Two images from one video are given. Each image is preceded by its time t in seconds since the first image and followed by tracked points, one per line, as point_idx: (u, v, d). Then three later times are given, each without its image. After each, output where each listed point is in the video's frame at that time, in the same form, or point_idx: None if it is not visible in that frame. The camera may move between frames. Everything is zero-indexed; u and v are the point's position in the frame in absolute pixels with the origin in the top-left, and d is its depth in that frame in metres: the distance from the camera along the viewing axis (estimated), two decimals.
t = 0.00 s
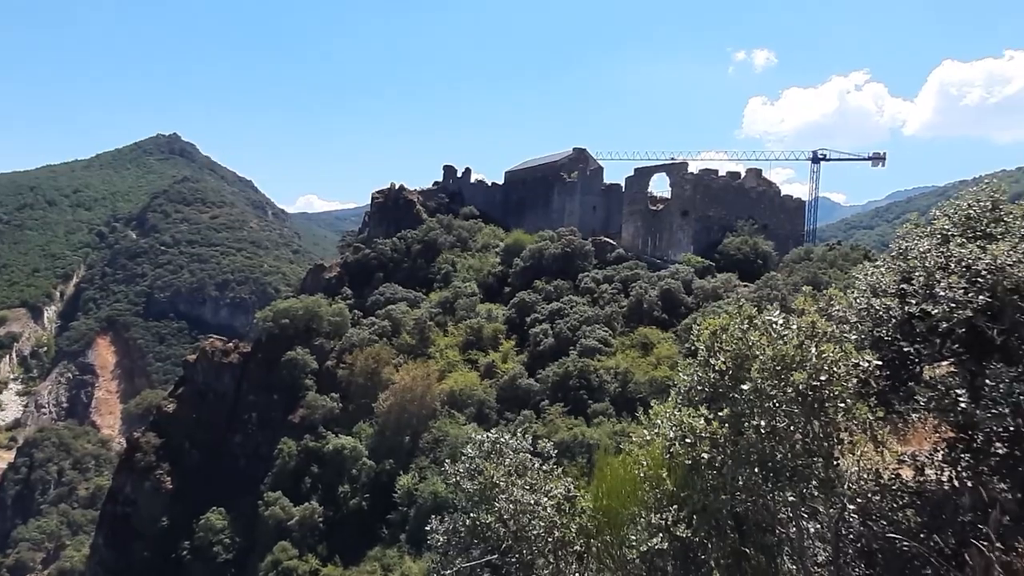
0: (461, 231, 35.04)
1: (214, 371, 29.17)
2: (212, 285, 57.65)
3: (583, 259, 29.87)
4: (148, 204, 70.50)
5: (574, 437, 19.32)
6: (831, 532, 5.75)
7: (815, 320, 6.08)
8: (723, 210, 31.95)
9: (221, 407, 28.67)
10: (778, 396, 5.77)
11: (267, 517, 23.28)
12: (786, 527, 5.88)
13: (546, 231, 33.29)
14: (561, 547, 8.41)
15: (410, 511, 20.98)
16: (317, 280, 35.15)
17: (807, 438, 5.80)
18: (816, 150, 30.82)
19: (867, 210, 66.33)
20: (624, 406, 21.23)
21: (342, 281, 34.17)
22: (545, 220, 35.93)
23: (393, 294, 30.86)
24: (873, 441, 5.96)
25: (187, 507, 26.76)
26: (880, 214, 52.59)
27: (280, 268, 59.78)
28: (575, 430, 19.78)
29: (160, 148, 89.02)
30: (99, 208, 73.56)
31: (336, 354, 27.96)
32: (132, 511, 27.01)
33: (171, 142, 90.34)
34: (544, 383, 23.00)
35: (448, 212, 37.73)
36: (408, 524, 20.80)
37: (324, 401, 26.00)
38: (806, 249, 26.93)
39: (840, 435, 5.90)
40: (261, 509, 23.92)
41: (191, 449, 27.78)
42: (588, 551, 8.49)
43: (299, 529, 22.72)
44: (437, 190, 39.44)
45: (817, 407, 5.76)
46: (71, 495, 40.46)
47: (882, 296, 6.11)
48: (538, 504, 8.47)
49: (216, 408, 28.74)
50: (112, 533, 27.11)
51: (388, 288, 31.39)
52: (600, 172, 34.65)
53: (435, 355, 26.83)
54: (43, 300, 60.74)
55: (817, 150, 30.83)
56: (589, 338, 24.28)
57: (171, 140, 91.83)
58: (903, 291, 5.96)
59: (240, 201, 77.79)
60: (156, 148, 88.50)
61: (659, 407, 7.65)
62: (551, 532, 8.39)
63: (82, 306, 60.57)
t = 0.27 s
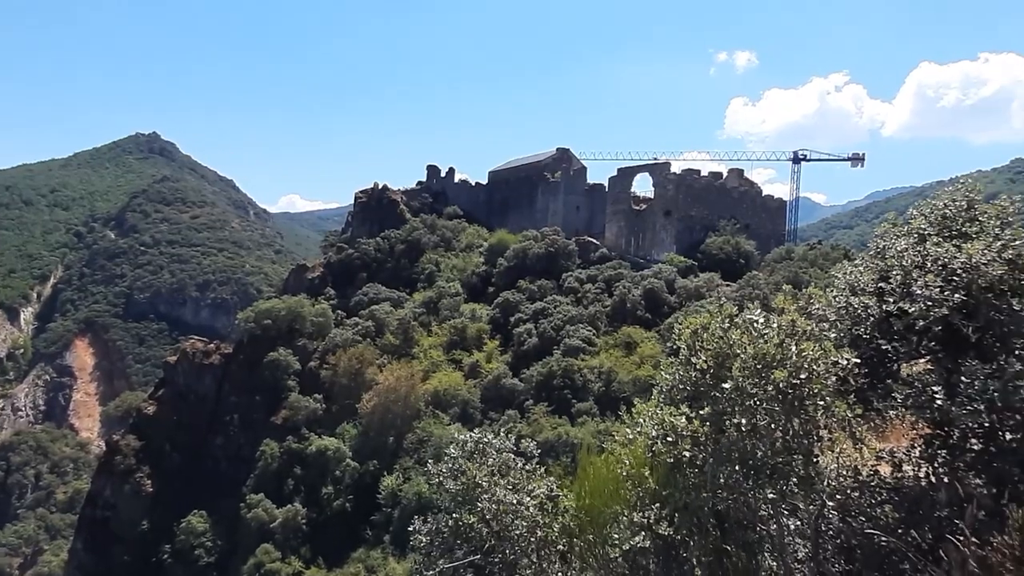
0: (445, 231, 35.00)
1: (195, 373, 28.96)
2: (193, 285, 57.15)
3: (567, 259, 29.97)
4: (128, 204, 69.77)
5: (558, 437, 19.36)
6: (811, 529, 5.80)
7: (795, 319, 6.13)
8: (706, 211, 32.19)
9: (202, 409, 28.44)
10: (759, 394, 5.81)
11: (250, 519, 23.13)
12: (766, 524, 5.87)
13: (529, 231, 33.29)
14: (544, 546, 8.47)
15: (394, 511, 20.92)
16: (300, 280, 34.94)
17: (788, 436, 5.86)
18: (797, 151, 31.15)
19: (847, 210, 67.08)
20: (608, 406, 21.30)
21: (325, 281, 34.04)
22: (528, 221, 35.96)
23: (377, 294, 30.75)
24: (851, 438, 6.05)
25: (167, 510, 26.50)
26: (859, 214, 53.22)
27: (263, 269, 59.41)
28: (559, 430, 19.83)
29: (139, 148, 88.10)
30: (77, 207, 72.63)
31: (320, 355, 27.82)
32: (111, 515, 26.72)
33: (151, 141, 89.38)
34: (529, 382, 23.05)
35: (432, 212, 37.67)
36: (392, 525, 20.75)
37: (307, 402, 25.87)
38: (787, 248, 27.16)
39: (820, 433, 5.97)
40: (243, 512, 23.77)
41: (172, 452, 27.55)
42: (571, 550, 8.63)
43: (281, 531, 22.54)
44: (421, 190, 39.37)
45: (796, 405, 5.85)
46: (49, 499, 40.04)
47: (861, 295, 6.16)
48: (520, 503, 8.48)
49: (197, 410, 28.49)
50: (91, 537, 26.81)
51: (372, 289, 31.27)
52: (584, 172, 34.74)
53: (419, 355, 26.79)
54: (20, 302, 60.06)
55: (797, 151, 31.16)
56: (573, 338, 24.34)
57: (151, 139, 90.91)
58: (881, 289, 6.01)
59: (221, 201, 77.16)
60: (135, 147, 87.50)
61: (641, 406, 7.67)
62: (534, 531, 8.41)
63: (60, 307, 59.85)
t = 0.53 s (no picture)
0: (430, 231, 34.93)
1: (179, 375, 28.76)
2: (176, 286, 56.65)
3: (553, 258, 29.98)
4: (109, 203, 69.14)
5: (544, 437, 19.38)
6: (793, 526, 5.87)
7: (776, 318, 6.17)
8: (690, 210, 32.36)
9: (185, 410, 28.25)
10: (741, 393, 5.86)
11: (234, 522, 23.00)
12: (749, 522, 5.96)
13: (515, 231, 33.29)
14: (529, 546, 8.51)
15: (380, 512, 20.87)
16: (284, 281, 34.76)
17: (771, 434, 5.86)
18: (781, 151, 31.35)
19: (830, 209, 67.63)
20: (594, 405, 21.35)
21: (310, 282, 33.90)
22: (514, 220, 35.96)
23: (363, 294, 30.65)
24: (832, 436, 6.09)
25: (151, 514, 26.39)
26: (842, 213, 53.69)
27: (247, 269, 59.06)
28: (545, 430, 19.86)
29: (121, 147, 87.34)
30: (58, 207, 71.89)
31: (305, 356, 27.68)
32: (93, 519, 26.49)
33: (133, 140, 88.61)
34: (515, 382, 23.04)
35: (418, 211, 37.59)
36: (378, 526, 20.70)
37: (292, 403, 25.76)
38: (771, 248, 27.33)
39: (802, 430, 6.00)
40: (227, 514, 23.63)
41: (155, 455, 27.38)
42: (555, 549, 8.57)
43: (266, 533, 22.42)
44: (406, 190, 39.28)
45: (778, 403, 5.85)
46: (29, 503, 39.70)
47: (841, 294, 6.18)
48: (504, 503, 8.52)
49: (180, 412, 28.27)
50: (72, 540, 26.57)
51: (357, 289, 31.16)
52: (569, 172, 34.78)
53: (404, 355, 26.72)
54: None
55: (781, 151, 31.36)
56: (559, 337, 24.37)
57: (133, 138, 90.13)
58: (861, 288, 6.05)
59: (205, 200, 76.63)
60: (117, 146, 86.70)
61: (625, 404, 7.69)
62: (518, 532, 8.47)
63: (40, 308, 59.24)
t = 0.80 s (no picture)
0: (415, 231, 34.84)
1: (160, 376, 28.54)
2: (158, 287, 56.11)
3: (538, 258, 29.98)
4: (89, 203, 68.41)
5: (529, 437, 19.40)
6: (774, 523, 5.93)
7: (757, 317, 6.21)
8: (675, 211, 32.51)
9: (167, 413, 28.06)
10: (722, 391, 5.92)
11: (217, 525, 22.83)
12: (730, 520, 5.99)
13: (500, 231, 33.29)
14: (512, 545, 8.52)
15: (365, 513, 20.79)
16: (268, 281, 34.54)
17: (751, 432, 5.96)
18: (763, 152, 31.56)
19: (812, 210, 68.26)
20: (579, 405, 21.39)
21: (294, 282, 33.73)
22: (499, 221, 35.95)
23: (347, 295, 30.53)
24: (812, 433, 6.16)
25: (132, 518, 26.26)
26: (824, 214, 54.18)
27: (230, 270, 58.68)
28: (530, 430, 19.87)
29: (101, 146, 86.49)
30: (37, 206, 71.11)
31: (289, 357, 27.54)
32: (73, 523, 26.22)
33: (113, 140, 87.81)
34: (500, 382, 23.02)
35: (403, 212, 37.50)
36: (363, 528, 20.62)
37: (276, 405, 25.62)
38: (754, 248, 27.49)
39: (782, 428, 6.07)
40: (210, 517, 23.45)
41: (136, 457, 27.21)
42: (538, 548, 8.61)
43: (250, 536, 22.26)
44: (391, 190, 39.17)
45: (758, 401, 5.94)
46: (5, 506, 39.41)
47: (821, 293, 6.23)
48: (487, 503, 8.53)
49: (162, 414, 28.10)
50: (51, 545, 26.28)
51: (342, 289, 31.03)
52: (554, 172, 34.83)
53: (389, 356, 26.65)
54: None
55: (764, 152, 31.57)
56: (544, 337, 24.38)
57: (114, 137, 89.28)
58: (841, 287, 6.11)
59: (187, 201, 76.05)
60: (97, 145, 85.86)
61: (608, 403, 7.70)
62: (501, 531, 8.48)
63: (19, 309, 58.51)
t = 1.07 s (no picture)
0: (401, 231, 34.75)
1: (143, 378, 28.33)
2: (140, 288, 55.65)
3: (524, 259, 29.98)
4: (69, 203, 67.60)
5: (515, 437, 19.40)
6: (756, 522, 5.97)
7: (739, 317, 6.24)
8: (660, 211, 32.64)
9: (149, 415, 27.90)
10: (705, 391, 5.96)
11: (200, 528, 22.65)
12: (714, 519, 6.03)
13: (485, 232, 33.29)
14: (497, 546, 8.52)
15: (351, 515, 20.71)
16: (252, 282, 34.34)
17: (733, 431, 6.01)
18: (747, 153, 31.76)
19: (795, 211, 68.84)
20: (565, 405, 21.43)
21: (279, 283, 33.55)
22: (485, 221, 35.94)
23: (333, 296, 30.41)
24: (794, 432, 6.22)
25: (114, 521, 26.04)
26: (807, 214, 54.65)
27: (213, 270, 58.27)
28: (517, 430, 19.88)
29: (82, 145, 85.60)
30: (17, 205, 70.29)
31: (273, 358, 27.39)
32: (53, 527, 25.94)
33: (94, 138, 86.96)
34: (486, 383, 23.01)
35: (388, 212, 37.40)
36: (348, 530, 20.54)
37: (260, 407, 25.48)
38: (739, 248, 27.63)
39: (764, 427, 6.12)
40: (193, 520, 23.27)
41: (117, 460, 27.03)
42: (524, 549, 8.59)
43: (233, 539, 22.10)
44: (377, 190, 39.05)
45: (741, 400, 5.99)
46: None
47: (803, 293, 6.26)
48: (472, 504, 8.52)
49: (143, 417, 27.91)
50: (32, 549, 25.98)
51: (327, 290, 30.91)
52: (540, 173, 34.86)
53: (375, 357, 26.56)
54: None
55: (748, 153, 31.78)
56: (530, 338, 24.40)
57: (95, 136, 88.40)
58: (822, 287, 6.14)
59: (170, 201, 75.46)
60: (77, 144, 85.03)
61: (593, 404, 7.71)
62: (486, 532, 8.46)
63: None
